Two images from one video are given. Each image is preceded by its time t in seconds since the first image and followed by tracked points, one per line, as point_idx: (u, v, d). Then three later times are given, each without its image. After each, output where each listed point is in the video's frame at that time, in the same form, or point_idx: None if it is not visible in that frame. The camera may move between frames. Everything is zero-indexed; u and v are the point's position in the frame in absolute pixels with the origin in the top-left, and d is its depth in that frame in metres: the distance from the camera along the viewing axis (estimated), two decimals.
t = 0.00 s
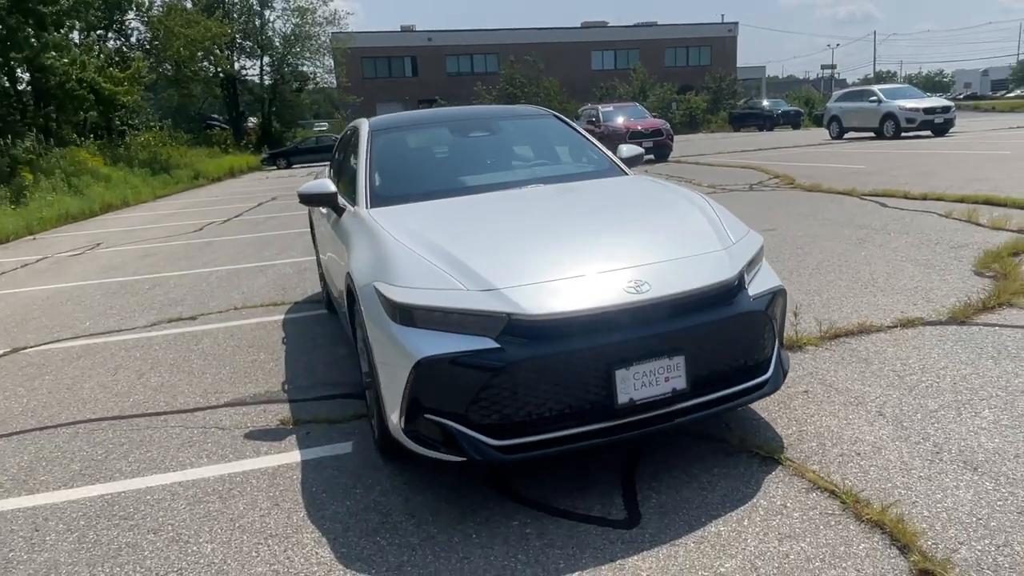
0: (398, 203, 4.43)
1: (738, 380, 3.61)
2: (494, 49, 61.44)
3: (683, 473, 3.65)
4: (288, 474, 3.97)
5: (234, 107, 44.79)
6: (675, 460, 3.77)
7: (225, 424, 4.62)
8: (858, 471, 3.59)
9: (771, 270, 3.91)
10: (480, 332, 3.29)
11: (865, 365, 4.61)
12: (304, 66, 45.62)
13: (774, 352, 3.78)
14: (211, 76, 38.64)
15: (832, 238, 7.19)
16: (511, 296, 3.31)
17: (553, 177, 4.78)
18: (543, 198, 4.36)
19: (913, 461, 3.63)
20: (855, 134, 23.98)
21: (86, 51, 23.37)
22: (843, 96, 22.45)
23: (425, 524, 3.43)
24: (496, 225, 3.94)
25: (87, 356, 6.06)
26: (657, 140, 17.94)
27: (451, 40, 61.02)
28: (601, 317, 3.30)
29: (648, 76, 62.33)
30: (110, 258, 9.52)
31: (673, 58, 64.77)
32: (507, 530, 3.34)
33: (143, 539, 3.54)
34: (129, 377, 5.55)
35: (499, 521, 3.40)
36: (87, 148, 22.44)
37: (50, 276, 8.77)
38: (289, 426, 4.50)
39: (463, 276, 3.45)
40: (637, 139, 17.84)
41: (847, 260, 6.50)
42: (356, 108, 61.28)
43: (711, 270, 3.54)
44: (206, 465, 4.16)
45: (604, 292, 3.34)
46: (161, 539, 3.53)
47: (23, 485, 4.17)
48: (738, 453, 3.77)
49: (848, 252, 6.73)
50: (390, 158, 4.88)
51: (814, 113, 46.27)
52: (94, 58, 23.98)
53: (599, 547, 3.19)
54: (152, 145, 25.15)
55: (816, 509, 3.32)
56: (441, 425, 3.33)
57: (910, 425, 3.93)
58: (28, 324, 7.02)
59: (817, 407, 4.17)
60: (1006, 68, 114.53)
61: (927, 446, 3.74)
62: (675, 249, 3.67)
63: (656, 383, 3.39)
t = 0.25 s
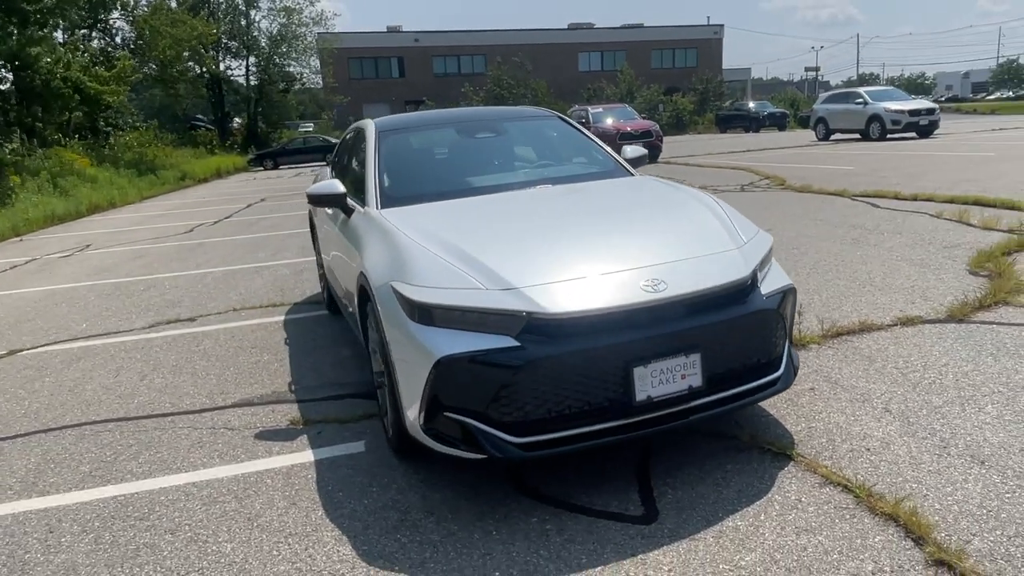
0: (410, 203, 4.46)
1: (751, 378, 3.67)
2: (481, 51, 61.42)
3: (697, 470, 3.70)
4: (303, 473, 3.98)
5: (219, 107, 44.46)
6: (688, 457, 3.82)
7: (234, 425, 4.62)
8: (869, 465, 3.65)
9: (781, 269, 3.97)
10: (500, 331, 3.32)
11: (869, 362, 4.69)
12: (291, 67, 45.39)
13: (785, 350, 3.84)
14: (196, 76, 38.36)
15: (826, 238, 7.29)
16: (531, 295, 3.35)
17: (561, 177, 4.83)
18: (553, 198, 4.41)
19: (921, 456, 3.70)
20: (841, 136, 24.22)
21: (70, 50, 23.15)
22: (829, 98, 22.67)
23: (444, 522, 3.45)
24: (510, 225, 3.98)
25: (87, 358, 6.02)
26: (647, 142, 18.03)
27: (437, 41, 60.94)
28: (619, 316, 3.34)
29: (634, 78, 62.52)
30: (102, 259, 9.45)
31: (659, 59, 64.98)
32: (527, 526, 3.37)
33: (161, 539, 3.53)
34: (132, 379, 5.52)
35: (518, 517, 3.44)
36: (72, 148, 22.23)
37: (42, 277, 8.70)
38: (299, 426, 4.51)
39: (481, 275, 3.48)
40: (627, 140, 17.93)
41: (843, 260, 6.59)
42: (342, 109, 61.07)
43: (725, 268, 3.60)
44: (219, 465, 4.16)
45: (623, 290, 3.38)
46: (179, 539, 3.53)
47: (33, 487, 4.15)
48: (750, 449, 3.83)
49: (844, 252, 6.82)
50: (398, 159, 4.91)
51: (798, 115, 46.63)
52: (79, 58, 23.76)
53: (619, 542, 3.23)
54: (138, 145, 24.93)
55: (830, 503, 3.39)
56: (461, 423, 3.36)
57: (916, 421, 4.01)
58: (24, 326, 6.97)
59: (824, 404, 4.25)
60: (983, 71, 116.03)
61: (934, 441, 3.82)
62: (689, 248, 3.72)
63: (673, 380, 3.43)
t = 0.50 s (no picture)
0: (416, 203, 4.48)
1: (760, 374, 3.72)
2: (468, 51, 61.40)
3: (707, 465, 3.75)
4: (314, 471, 3.99)
5: (205, 107, 44.16)
6: (698, 453, 3.86)
7: (240, 425, 4.62)
8: (875, 459, 3.72)
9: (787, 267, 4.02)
10: (516, 328, 3.35)
11: (869, 359, 4.77)
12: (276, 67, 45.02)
13: (792, 347, 3.90)
14: (182, 76, 38.09)
15: (820, 237, 7.39)
16: (546, 292, 3.38)
17: (565, 177, 4.86)
18: (560, 197, 4.45)
19: (926, 449, 3.77)
20: (828, 137, 24.44)
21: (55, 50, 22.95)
22: (816, 99, 22.90)
23: (460, 518, 3.48)
24: (519, 225, 4.01)
25: (84, 359, 5.99)
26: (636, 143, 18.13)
27: (424, 41, 60.85)
28: (632, 313, 3.38)
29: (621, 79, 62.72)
30: (93, 260, 9.39)
31: (646, 60, 65.20)
32: (542, 521, 3.41)
33: (176, 538, 3.53)
34: (133, 379, 5.50)
35: (532, 513, 3.47)
36: (57, 149, 22.02)
37: (33, 279, 8.63)
38: (306, 425, 4.51)
39: (495, 274, 3.52)
40: (616, 141, 18.01)
41: (838, 259, 6.69)
42: (329, 109, 60.87)
43: (735, 266, 3.65)
44: (228, 465, 4.15)
45: (636, 288, 3.42)
46: (194, 538, 3.52)
47: (40, 487, 4.13)
48: (757, 445, 3.89)
49: (838, 251, 6.92)
50: (403, 159, 4.93)
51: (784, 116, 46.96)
52: (63, 58, 23.56)
53: (634, 536, 3.27)
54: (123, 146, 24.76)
55: (840, 496, 3.44)
56: (476, 419, 3.39)
57: (918, 415, 4.08)
58: (18, 327, 6.91)
59: (828, 399, 4.31)
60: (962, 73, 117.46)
61: (937, 434, 3.89)
62: (699, 247, 3.77)
63: (685, 376, 3.47)
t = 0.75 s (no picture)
0: (417, 202, 4.47)
1: (762, 370, 3.75)
2: (454, 52, 61.34)
3: (710, 460, 3.77)
4: (316, 471, 3.97)
5: (189, 108, 43.85)
6: (700, 448, 3.88)
7: (239, 425, 4.59)
8: (877, 452, 3.75)
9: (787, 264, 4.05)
10: (523, 325, 3.35)
11: (865, 354, 4.81)
12: (263, 68, 44.57)
13: (793, 342, 3.93)
14: (166, 77, 37.80)
15: (811, 235, 7.45)
16: (552, 289, 3.39)
17: (563, 176, 4.87)
18: (560, 196, 4.46)
19: (926, 442, 3.81)
20: (814, 137, 24.62)
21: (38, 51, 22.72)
22: (801, 99, 23.08)
23: (466, 515, 3.47)
24: (522, 223, 4.02)
25: (77, 361, 5.93)
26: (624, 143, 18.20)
27: (410, 42, 60.73)
28: (637, 309, 3.39)
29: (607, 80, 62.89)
30: (81, 262, 9.31)
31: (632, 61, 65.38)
32: (549, 517, 3.41)
33: (179, 539, 3.50)
34: (127, 381, 5.45)
35: (539, 509, 3.47)
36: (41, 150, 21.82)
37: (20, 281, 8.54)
38: (307, 425, 4.49)
39: (500, 272, 3.52)
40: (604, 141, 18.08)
41: (830, 256, 6.74)
42: (315, 111, 60.65)
43: (737, 263, 3.67)
44: (229, 466, 4.13)
45: (641, 284, 3.44)
46: (198, 538, 3.50)
47: (37, 490, 4.08)
48: (759, 440, 3.91)
49: (829, 249, 6.98)
50: (401, 158, 4.92)
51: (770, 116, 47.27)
52: (46, 59, 23.33)
53: (642, 531, 3.28)
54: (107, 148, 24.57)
55: (843, 489, 3.47)
56: (483, 417, 3.39)
57: (917, 409, 4.12)
58: (7, 330, 6.84)
59: (827, 394, 4.35)
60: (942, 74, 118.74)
61: (936, 427, 3.93)
62: (702, 243, 3.79)
63: (690, 372, 3.49)
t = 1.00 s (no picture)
0: (414, 203, 4.44)
1: (765, 367, 3.74)
2: (439, 54, 61.24)
3: (714, 459, 3.76)
4: (316, 477, 3.92)
5: (174, 111, 43.53)
6: (703, 448, 3.87)
7: (235, 431, 4.54)
8: (879, 448, 3.74)
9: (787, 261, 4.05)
10: (526, 326, 3.33)
11: (863, 351, 4.82)
12: (246, 71, 44.51)
13: (794, 340, 3.93)
14: (150, 81, 37.50)
15: (803, 233, 7.47)
16: (555, 290, 3.37)
17: (560, 175, 4.86)
18: (558, 196, 4.44)
19: (927, 437, 3.81)
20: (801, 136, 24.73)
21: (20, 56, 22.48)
22: (787, 98, 23.21)
23: (470, 519, 3.44)
24: (521, 223, 3.99)
25: (67, 369, 5.84)
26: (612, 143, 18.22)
27: (395, 44, 60.54)
28: (641, 309, 3.37)
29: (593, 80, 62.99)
30: (68, 268, 9.21)
31: (618, 61, 65.52)
32: (554, 520, 3.38)
33: (179, 548, 3.45)
34: (119, 389, 5.38)
35: (543, 512, 3.45)
36: (24, 156, 21.60)
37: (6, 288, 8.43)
38: (304, 430, 4.44)
39: (502, 272, 3.49)
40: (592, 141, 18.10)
41: (822, 254, 6.76)
42: (301, 114, 60.41)
43: (739, 261, 3.66)
44: (226, 473, 4.07)
45: (644, 283, 3.42)
46: (198, 547, 3.44)
47: (31, 500, 4.01)
48: (761, 438, 3.90)
49: (822, 246, 7.00)
50: (396, 160, 4.88)
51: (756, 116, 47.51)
52: (28, 63, 23.08)
53: (648, 531, 3.26)
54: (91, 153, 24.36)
55: (848, 486, 3.46)
56: (487, 419, 3.37)
57: (917, 405, 4.12)
58: None
59: (827, 391, 4.35)
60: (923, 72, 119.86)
61: (937, 423, 3.93)
62: (702, 242, 3.78)
63: (693, 371, 3.47)
